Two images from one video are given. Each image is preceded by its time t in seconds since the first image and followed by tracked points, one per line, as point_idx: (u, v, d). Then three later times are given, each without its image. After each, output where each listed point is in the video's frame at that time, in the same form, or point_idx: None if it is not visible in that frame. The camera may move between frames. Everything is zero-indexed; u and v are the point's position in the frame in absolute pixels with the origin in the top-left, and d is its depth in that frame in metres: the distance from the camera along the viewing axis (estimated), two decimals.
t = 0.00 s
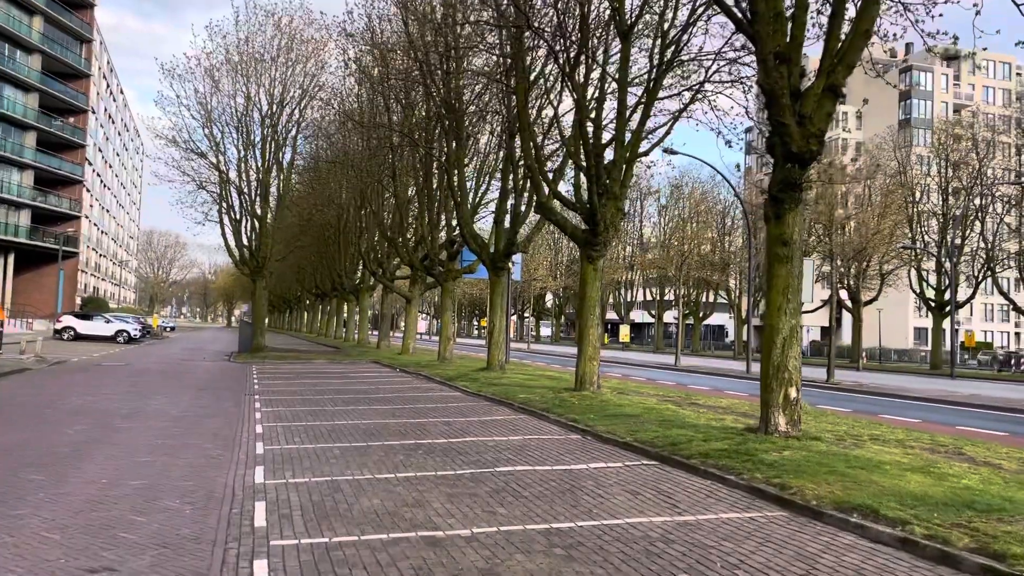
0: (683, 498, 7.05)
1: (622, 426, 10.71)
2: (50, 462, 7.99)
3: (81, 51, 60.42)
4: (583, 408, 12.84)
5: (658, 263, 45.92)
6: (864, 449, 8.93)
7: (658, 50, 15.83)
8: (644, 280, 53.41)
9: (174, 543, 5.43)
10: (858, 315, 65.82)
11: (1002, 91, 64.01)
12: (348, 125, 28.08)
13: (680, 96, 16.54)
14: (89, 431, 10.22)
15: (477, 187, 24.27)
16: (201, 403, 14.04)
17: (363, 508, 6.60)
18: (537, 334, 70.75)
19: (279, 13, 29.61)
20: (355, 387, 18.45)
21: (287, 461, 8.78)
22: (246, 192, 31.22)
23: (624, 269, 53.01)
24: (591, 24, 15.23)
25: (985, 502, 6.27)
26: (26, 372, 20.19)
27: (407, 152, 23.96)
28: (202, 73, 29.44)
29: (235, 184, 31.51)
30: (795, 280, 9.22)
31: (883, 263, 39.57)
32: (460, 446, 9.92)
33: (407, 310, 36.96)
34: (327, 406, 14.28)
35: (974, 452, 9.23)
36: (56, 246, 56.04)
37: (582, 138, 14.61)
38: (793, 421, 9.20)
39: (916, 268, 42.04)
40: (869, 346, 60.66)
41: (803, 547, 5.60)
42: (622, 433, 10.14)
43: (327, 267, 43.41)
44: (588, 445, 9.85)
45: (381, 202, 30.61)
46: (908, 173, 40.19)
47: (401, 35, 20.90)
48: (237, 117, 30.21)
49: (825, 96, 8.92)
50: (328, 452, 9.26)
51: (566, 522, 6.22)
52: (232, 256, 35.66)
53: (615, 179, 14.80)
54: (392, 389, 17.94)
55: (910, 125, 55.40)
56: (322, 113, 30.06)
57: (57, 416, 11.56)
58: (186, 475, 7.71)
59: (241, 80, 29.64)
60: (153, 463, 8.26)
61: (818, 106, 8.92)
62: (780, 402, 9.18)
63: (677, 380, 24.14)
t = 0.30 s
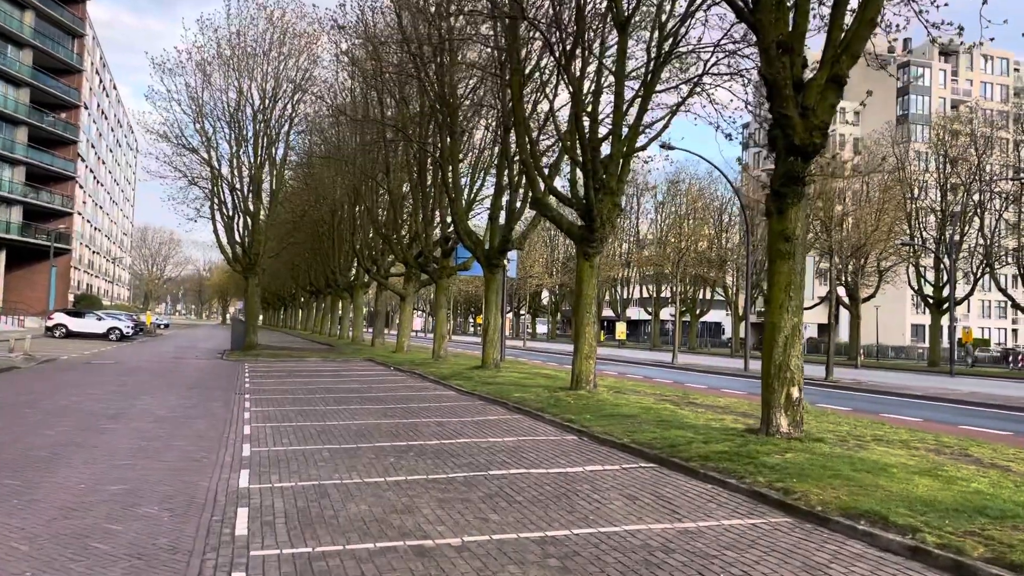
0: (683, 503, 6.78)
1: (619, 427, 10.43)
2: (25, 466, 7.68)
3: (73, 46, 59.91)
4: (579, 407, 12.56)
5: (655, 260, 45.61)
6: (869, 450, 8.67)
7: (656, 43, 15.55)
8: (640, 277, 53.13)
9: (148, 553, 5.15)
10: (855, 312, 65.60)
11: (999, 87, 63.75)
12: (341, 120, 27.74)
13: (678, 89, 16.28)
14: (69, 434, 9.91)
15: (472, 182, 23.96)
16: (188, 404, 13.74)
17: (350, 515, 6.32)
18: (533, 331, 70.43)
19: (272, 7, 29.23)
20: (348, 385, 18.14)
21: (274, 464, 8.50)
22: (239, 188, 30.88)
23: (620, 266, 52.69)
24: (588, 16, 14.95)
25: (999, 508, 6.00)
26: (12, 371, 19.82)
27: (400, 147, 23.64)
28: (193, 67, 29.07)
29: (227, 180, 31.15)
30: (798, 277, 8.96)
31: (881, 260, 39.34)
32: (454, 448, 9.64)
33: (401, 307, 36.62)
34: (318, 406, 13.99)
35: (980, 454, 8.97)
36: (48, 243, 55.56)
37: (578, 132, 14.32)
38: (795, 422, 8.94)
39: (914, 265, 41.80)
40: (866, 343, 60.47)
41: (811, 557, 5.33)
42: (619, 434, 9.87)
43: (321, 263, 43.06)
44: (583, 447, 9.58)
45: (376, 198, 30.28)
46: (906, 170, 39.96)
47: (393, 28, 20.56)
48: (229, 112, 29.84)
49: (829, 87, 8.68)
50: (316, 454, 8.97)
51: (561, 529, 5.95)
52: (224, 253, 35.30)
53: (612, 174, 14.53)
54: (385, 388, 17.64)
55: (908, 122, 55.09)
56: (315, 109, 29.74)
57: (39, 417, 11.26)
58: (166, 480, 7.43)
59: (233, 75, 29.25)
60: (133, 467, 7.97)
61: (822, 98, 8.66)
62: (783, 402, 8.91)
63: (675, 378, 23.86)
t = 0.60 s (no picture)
0: (682, 508, 6.50)
1: (616, 428, 10.13)
2: None
3: (68, 44, 59.51)
4: (575, 407, 12.28)
5: (653, 258, 45.28)
6: (873, 453, 8.39)
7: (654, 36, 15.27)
8: (639, 276, 52.84)
9: (115, 565, 4.85)
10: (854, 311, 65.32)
11: (998, 86, 63.48)
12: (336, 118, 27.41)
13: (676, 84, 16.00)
14: (49, 435, 9.60)
15: (469, 180, 23.66)
16: (176, 404, 13.43)
17: (333, 522, 6.03)
18: (531, 330, 70.15)
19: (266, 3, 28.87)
20: (341, 385, 17.83)
21: (259, 467, 8.19)
22: (233, 186, 30.53)
23: (618, 265, 52.39)
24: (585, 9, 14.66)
25: (1013, 515, 5.72)
26: None
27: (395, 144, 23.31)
28: (187, 63, 28.70)
29: (220, 178, 30.82)
30: (801, 272, 8.68)
31: (881, 258, 39.08)
32: (446, 450, 9.35)
33: (398, 306, 36.31)
34: (309, 407, 13.69)
35: (989, 456, 8.69)
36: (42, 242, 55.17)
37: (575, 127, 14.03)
38: (797, 423, 8.65)
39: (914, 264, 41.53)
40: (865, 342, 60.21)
41: (818, 566, 5.05)
42: (616, 436, 9.58)
43: (317, 261, 42.72)
44: (579, 448, 9.29)
45: (371, 196, 29.95)
46: (906, 168, 39.67)
47: (387, 23, 20.25)
48: (223, 109, 29.49)
49: (833, 77, 8.39)
50: (303, 458, 8.67)
51: (555, 537, 5.66)
52: (219, 252, 34.95)
53: (609, 169, 14.25)
54: (379, 388, 17.34)
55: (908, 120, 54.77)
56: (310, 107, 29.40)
57: (21, 418, 10.95)
58: (144, 484, 7.13)
59: (227, 71, 28.87)
60: (110, 471, 7.67)
61: (825, 88, 8.38)
62: (785, 402, 8.62)
63: (674, 378, 23.58)
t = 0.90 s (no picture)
0: (685, 526, 6.20)
1: (615, 438, 9.84)
2: None
3: (65, 47, 59.30)
4: (573, 416, 11.98)
5: (652, 262, 45.03)
6: (882, 465, 8.10)
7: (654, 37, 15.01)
8: (638, 280, 52.59)
9: None
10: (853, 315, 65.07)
11: (997, 90, 63.35)
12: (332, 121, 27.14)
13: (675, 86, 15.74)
14: (30, 446, 9.30)
15: (466, 184, 23.37)
16: (165, 412, 13.13)
17: (318, 541, 5.73)
18: (530, 335, 69.90)
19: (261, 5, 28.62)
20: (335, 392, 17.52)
21: (245, 480, 7.89)
22: (228, 190, 30.22)
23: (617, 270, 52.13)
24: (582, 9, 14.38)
25: None
26: None
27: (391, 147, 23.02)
28: (182, 66, 28.44)
29: (216, 181, 30.54)
30: (806, 278, 8.40)
31: (881, 263, 38.84)
32: (440, 461, 9.04)
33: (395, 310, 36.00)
34: (301, 415, 13.38)
35: (1000, 468, 8.41)
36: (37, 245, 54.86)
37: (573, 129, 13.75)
38: (803, 434, 8.34)
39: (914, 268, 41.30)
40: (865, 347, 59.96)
41: None
42: (616, 447, 9.28)
43: (314, 265, 42.44)
44: (577, 460, 8.99)
45: (368, 200, 29.67)
46: (906, 172, 39.44)
47: (382, 25, 19.96)
48: (218, 111, 29.21)
49: (840, 76, 8.12)
50: (291, 470, 8.36)
51: (552, 559, 5.37)
52: (214, 256, 34.65)
53: (607, 172, 13.98)
54: (374, 394, 17.04)
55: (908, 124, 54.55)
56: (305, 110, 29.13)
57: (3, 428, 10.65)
58: (123, 500, 6.83)
59: (222, 74, 28.60)
60: (88, 485, 7.35)
61: (831, 88, 8.11)
62: (789, 413, 8.33)
63: (674, 383, 23.28)
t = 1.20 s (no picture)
0: (694, 541, 5.91)
1: (616, 447, 9.55)
2: None
3: (64, 54, 59.20)
4: (574, 424, 11.68)
5: (653, 268, 44.77)
6: (896, 477, 7.80)
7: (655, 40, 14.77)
8: (638, 288, 52.29)
9: None
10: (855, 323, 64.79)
11: (997, 98, 63.36)
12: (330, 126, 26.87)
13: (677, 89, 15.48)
14: (13, 455, 9.00)
15: (465, 190, 23.09)
16: (157, 420, 12.82)
17: (307, 557, 5.45)
18: (530, 342, 69.60)
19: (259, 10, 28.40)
20: (332, 399, 17.25)
21: (232, 491, 7.59)
22: (225, 196, 29.94)
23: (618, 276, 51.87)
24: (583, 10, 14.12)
25: None
26: None
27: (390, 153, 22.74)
28: (180, 71, 28.20)
29: (213, 187, 30.27)
30: (815, 281, 8.13)
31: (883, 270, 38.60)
32: (436, 471, 8.75)
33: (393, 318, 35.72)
34: (296, 422, 13.07)
35: (1016, 479, 8.12)
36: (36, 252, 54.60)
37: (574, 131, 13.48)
38: (812, 444, 8.06)
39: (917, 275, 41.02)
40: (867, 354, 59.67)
41: None
42: (618, 456, 8.99)
43: (312, 272, 42.21)
44: (578, 470, 8.70)
45: (366, 206, 29.41)
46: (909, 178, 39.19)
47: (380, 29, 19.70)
48: (216, 117, 28.93)
49: (849, 74, 7.87)
50: (282, 480, 8.06)
51: None
52: (211, 263, 34.39)
53: (609, 176, 13.74)
54: (371, 402, 16.74)
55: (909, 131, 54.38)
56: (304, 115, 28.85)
57: None
58: (104, 512, 6.53)
59: (220, 79, 28.36)
60: (69, 497, 7.06)
61: (841, 87, 7.84)
62: (798, 421, 8.04)
63: (675, 391, 22.99)
